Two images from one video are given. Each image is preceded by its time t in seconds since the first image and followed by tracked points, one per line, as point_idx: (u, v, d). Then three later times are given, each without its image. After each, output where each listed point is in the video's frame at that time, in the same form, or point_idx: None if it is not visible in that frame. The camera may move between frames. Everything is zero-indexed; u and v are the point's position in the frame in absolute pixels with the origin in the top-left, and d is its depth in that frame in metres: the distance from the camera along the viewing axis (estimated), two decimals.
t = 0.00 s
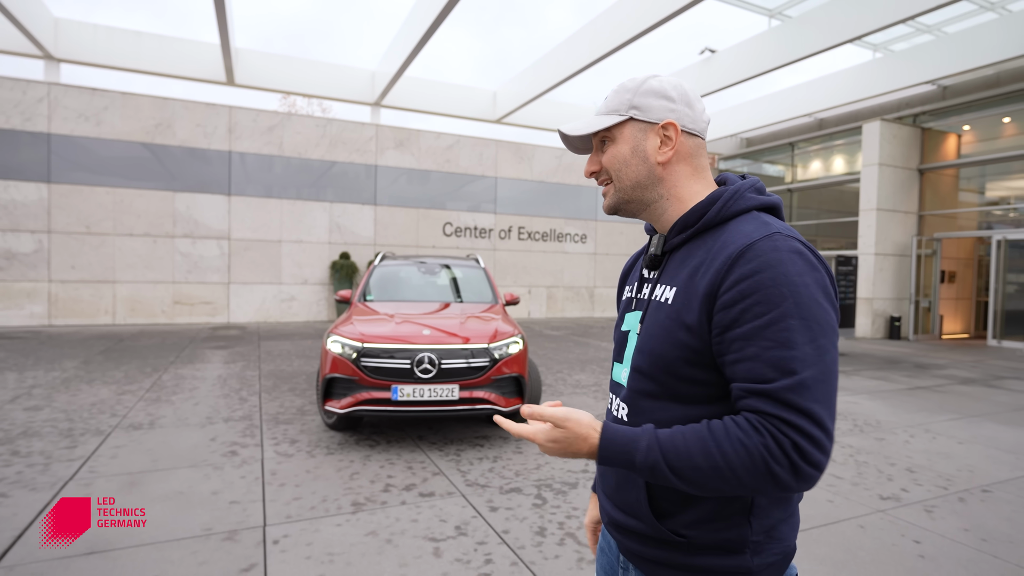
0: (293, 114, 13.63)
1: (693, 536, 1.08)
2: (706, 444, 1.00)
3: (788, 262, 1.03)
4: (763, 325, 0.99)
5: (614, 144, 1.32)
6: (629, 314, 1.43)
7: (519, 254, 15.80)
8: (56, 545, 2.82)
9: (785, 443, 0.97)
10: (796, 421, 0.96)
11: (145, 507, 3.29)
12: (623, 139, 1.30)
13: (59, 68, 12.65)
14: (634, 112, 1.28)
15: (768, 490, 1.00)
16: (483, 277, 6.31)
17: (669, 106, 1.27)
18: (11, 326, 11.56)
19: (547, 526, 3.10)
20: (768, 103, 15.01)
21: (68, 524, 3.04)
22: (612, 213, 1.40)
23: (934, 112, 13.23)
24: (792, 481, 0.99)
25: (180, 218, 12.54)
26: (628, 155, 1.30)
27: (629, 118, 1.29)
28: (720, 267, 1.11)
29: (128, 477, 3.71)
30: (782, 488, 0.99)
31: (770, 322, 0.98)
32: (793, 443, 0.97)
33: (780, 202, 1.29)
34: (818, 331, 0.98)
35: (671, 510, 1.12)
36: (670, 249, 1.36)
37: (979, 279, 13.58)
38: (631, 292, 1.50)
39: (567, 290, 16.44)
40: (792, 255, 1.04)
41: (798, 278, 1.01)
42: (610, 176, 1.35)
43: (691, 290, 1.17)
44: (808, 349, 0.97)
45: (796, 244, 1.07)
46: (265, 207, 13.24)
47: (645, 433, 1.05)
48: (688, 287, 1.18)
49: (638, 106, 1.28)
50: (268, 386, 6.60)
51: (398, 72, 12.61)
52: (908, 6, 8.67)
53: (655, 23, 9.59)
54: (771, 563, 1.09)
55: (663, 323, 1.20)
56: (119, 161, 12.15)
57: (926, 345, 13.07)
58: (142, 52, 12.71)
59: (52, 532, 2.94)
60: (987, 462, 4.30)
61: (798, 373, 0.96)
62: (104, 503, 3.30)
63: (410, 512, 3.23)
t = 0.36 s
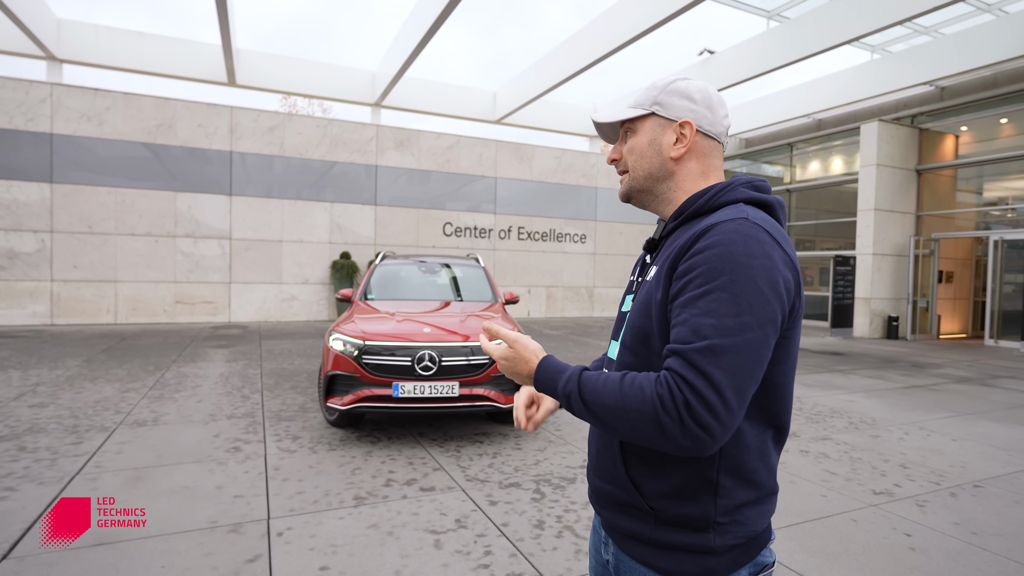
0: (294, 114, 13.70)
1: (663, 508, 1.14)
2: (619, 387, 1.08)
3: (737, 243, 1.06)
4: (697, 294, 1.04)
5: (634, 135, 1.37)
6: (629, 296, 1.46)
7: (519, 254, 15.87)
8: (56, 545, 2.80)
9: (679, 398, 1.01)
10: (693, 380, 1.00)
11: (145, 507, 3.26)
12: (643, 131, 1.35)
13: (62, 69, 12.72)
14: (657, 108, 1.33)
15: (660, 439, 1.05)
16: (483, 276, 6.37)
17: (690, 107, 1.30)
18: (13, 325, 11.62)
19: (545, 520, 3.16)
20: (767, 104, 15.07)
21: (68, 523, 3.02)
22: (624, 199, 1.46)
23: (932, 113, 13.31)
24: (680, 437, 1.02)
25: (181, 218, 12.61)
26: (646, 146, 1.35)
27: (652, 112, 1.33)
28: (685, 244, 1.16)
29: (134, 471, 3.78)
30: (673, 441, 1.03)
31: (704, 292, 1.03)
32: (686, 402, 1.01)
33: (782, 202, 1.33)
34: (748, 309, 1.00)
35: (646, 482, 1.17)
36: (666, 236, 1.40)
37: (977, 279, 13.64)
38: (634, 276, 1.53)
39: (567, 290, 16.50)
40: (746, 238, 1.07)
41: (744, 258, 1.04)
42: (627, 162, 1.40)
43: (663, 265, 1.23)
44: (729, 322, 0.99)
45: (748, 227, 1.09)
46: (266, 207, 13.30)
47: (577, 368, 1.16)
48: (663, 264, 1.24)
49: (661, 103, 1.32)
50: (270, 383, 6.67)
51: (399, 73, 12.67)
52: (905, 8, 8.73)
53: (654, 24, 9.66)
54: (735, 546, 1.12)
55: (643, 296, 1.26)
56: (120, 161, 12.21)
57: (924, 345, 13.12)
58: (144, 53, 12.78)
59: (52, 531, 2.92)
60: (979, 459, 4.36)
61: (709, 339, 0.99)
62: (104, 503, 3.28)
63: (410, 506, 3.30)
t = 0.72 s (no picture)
0: (296, 114, 13.78)
1: (663, 483, 1.21)
2: (632, 374, 1.13)
3: (743, 240, 1.14)
4: (707, 288, 1.11)
5: (638, 133, 1.42)
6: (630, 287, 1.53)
7: (520, 254, 15.94)
8: (56, 545, 2.76)
9: (693, 385, 1.07)
10: (706, 367, 1.06)
11: (145, 507, 3.21)
12: (646, 130, 1.41)
13: (66, 69, 12.81)
14: (660, 107, 1.39)
15: (672, 423, 1.11)
16: (485, 275, 6.45)
17: (690, 106, 1.38)
18: (17, 323, 11.70)
19: (547, 511, 3.24)
20: (766, 104, 15.14)
21: (68, 523, 2.97)
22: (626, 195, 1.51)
23: (932, 114, 13.40)
24: (692, 421, 1.09)
25: (184, 217, 12.69)
26: (650, 144, 1.41)
27: (655, 112, 1.39)
28: (691, 240, 1.23)
29: (144, 464, 3.85)
30: (684, 424, 1.09)
31: (714, 285, 1.10)
32: (699, 387, 1.07)
33: (772, 199, 1.38)
34: (754, 301, 1.08)
35: (646, 460, 1.24)
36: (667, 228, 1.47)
37: (976, 279, 13.71)
38: (633, 267, 1.60)
39: (567, 290, 16.58)
40: (750, 236, 1.14)
41: (750, 254, 1.12)
42: (631, 158, 1.45)
43: (669, 259, 1.29)
44: (737, 313, 1.07)
45: (752, 225, 1.17)
46: (268, 206, 13.37)
47: (588, 357, 1.20)
48: (668, 258, 1.30)
49: (663, 103, 1.39)
50: (274, 380, 6.75)
51: (400, 73, 12.74)
52: (904, 9, 8.80)
53: (655, 25, 9.73)
54: (730, 516, 1.21)
55: (647, 289, 1.33)
56: (123, 161, 12.29)
57: (924, 345, 13.17)
58: (148, 53, 12.86)
59: (52, 531, 2.88)
60: (974, 454, 4.43)
61: (720, 329, 1.06)
62: (104, 503, 3.24)
63: (415, 497, 3.37)
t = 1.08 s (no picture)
0: (299, 115, 13.86)
1: (685, 471, 1.28)
2: (675, 367, 1.18)
3: (767, 247, 1.24)
4: (739, 289, 1.20)
5: (671, 143, 1.43)
6: (631, 287, 1.57)
7: (522, 254, 16.02)
8: (56, 545, 2.75)
9: (733, 378, 1.15)
10: (744, 361, 1.15)
11: (145, 506, 3.21)
12: (679, 140, 1.43)
13: (71, 70, 12.90)
14: (690, 119, 1.43)
15: (710, 414, 1.17)
16: (488, 275, 6.52)
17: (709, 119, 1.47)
18: (22, 323, 11.78)
19: (552, 506, 3.31)
20: (767, 105, 15.20)
21: (68, 523, 2.97)
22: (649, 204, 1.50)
23: (932, 115, 13.46)
24: (729, 412, 1.16)
25: (188, 217, 12.77)
26: (684, 154, 1.44)
27: (688, 123, 1.43)
28: (716, 245, 1.31)
29: (156, 461, 3.93)
30: (722, 415, 1.16)
31: (746, 287, 1.19)
32: (737, 380, 1.15)
33: (763, 205, 1.47)
34: (780, 303, 1.19)
35: (667, 451, 1.30)
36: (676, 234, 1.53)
37: (976, 279, 13.77)
38: (630, 268, 1.65)
39: (569, 290, 16.64)
40: (772, 243, 1.25)
41: (774, 260, 1.22)
42: (663, 168, 1.45)
43: (691, 263, 1.37)
44: (767, 313, 1.17)
45: (771, 234, 1.28)
46: (271, 207, 13.45)
47: (626, 352, 1.23)
48: (689, 262, 1.37)
49: (693, 114, 1.43)
50: (280, 379, 6.83)
51: (403, 74, 12.81)
52: (903, 12, 8.86)
53: (656, 27, 9.80)
54: (745, 495, 1.30)
55: (667, 291, 1.39)
56: (127, 162, 12.38)
57: (924, 345, 13.23)
58: (152, 54, 12.95)
59: (52, 532, 2.87)
60: (971, 452, 4.50)
61: (754, 327, 1.15)
62: (105, 503, 3.23)
63: (422, 493, 3.44)
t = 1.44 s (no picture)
0: (303, 116, 13.93)
1: (713, 453, 1.36)
2: (726, 359, 1.23)
3: (787, 244, 1.35)
4: (771, 283, 1.29)
5: (680, 151, 1.50)
6: (646, 285, 1.62)
7: (524, 254, 16.10)
8: (56, 545, 2.73)
9: (778, 364, 1.23)
10: (784, 348, 1.24)
11: (145, 507, 3.18)
12: (687, 148, 1.50)
13: (77, 71, 12.99)
14: (696, 128, 1.50)
15: (759, 400, 1.24)
16: (493, 274, 6.59)
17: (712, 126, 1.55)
18: (29, 322, 11.86)
19: (560, 499, 3.38)
20: (769, 106, 15.26)
21: (68, 523, 2.94)
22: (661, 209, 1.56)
23: (933, 116, 13.52)
24: (773, 396, 1.25)
25: (193, 217, 12.86)
26: (692, 161, 1.51)
27: (695, 132, 1.50)
28: (741, 243, 1.40)
29: (170, 456, 4.00)
30: (768, 399, 1.24)
31: (777, 281, 1.28)
32: (781, 367, 1.23)
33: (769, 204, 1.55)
34: (805, 294, 1.30)
35: (694, 436, 1.37)
36: (689, 235, 1.59)
37: (977, 279, 13.83)
38: (642, 268, 1.70)
39: (571, 289, 16.72)
40: (792, 240, 1.36)
41: (796, 255, 1.33)
42: (673, 176, 1.52)
43: (715, 261, 1.44)
44: (797, 303, 1.27)
45: (788, 232, 1.39)
46: (275, 207, 13.54)
47: (678, 348, 1.26)
48: (713, 259, 1.45)
49: (699, 123, 1.50)
50: (287, 377, 6.90)
51: (406, 74, 12.87)
52: (904, 13, 8.91)
53: (659, 28, 9.86)
54: (764, 472, 1.41)
55: (692, 288, 1.45)
56: (132, 162, 12.46)
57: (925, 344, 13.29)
58: (157, 55, 13.03)
59: (52, 532, 2.85)
60: (971, 448, 4.57)
61: (789, 317, 1.25)
62: (104, 503, 3.20)
63: (433, 487, 3.51)
